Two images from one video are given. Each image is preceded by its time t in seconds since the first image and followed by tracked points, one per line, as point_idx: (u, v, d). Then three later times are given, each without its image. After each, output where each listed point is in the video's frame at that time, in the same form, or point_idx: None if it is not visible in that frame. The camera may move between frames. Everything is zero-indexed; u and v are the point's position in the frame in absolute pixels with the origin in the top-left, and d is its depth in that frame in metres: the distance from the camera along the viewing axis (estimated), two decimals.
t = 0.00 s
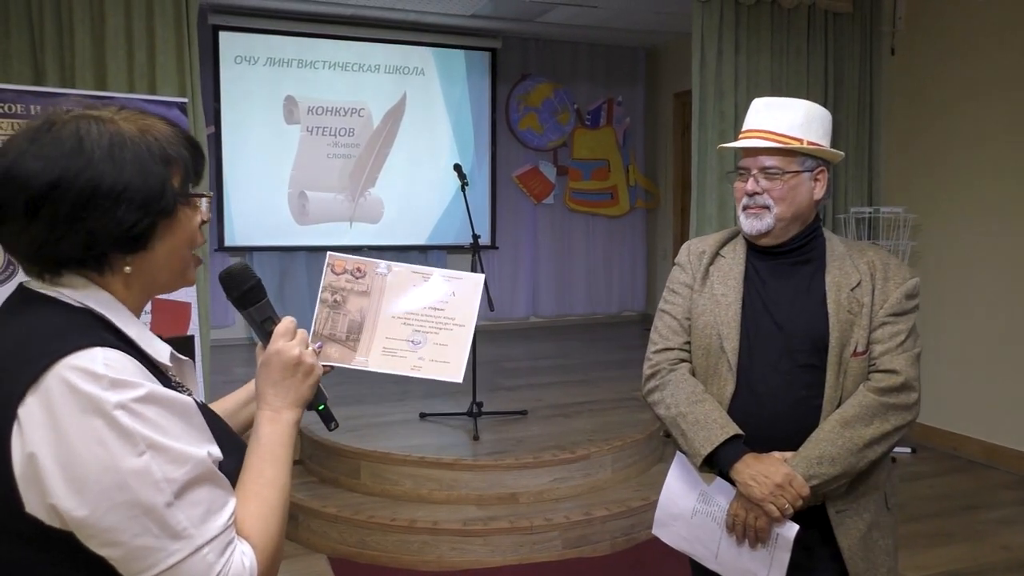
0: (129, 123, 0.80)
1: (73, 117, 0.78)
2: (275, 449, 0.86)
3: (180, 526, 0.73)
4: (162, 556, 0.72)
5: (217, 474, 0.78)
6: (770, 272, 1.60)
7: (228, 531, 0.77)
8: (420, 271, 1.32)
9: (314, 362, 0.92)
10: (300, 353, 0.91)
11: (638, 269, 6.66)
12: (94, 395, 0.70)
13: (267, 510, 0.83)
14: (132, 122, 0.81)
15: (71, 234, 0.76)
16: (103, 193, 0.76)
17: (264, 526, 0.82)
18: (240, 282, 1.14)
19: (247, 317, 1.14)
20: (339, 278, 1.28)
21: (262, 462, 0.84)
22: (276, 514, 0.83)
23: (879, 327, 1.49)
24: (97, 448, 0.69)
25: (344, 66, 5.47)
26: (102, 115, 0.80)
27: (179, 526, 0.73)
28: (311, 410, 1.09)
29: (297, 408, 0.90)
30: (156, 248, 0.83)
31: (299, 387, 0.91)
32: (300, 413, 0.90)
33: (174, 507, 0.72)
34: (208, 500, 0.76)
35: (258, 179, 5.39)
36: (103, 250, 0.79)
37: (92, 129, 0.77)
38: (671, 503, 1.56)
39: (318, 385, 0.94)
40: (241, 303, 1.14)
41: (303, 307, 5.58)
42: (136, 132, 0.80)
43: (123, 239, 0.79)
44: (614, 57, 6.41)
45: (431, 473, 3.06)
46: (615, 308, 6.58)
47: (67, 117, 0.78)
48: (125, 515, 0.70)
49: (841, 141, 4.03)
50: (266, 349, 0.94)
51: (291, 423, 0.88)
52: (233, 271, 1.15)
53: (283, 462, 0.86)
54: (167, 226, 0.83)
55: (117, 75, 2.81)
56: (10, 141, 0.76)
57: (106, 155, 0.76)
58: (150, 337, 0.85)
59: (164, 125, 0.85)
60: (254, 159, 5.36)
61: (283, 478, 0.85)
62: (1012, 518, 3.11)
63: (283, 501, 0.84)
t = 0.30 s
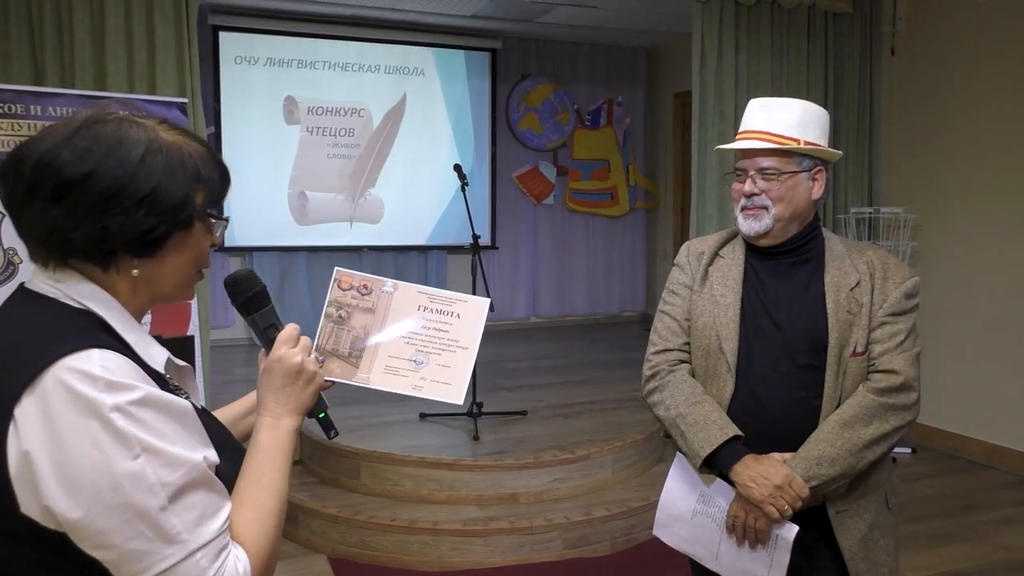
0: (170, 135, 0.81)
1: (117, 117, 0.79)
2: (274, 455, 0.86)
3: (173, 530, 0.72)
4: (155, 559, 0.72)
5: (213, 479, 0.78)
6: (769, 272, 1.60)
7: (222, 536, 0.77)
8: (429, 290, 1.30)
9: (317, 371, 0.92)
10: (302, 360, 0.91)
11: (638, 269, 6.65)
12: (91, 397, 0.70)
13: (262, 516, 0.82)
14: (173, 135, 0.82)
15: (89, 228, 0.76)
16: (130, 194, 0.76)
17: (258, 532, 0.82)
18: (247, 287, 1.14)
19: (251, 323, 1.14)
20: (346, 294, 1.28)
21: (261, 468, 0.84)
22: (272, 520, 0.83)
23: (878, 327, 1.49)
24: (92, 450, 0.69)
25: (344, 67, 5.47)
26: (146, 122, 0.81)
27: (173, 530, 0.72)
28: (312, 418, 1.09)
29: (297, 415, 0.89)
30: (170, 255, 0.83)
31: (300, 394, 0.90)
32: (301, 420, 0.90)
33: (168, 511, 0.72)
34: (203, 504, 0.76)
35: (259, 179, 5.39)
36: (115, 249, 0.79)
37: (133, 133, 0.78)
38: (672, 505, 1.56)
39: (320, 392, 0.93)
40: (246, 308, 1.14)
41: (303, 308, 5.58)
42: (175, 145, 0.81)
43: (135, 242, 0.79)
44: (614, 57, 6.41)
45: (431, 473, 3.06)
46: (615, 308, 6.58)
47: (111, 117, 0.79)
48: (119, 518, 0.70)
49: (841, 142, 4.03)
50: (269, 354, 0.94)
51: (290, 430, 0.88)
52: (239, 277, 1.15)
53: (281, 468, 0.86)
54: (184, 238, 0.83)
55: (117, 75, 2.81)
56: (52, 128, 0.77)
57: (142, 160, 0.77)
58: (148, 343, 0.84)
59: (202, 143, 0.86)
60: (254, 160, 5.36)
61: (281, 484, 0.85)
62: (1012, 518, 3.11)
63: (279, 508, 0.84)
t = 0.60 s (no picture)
0: (134, 124, 0.80)
1: (79, 113, 0.78)
2: (273, 449, 0.86)
3: (173, 527, 0.72)
4: (155, 556, 0.72)
5: (213, 476, 0.78)
6: (772, 273, 1.60)
7: (222, 531, 0.77)
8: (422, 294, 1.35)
9: (313, 363, 0.92)
10: (298, 353, 0.91)
11: (638, 270, 6.65)
12: (89, 396, 0.70)
13: (263, 510, 0.82)
14: (137, 123, 0.80)
15: (67, 230, 0.76)
16: (100, 190, 0.75)
17: (258, 526, 0.81)
18: (240, 281, 1.14)
19: (246, 316, 1.13)
20: (342, 295, 1.30)
21: (260, 462, 0.84)
22: (273, 514, 0.83)
23: (881, 328, 1.49)
24: (91, 448, 0.69)
25: (345, 67, 5.47)
26: (110, 114, 0.80)
27: (173, 526, 0.72)
28: (311, 410, 1.08)
29: (294, 408, 0.89)
30: (154, 247, 0.82)
31: (297, 387, 0.90)
32: (298, 413, 0.90)
33: (168, 508, 0.72)
34: (203, 501, 0.76)
35: (259, 179, 5.39)
36: (97, 248, 0.79)
37: (96, 127, 0.77)
38: (675, 505, 1.56)
39: (317, 385, 0.93)
40: (240, 302, 1.14)
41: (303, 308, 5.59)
42: (140, 133, 0.79)
43: (115, 240, 0.78)
44: (614, 57, 6.40)
45: (432, 473, 3.06)
46: (615, 309, 6.58)
47: (74, 114, 0.78)
48: (118, 516, 0.70)
49: (842, 142, 4.03)
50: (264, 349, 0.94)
51: (288, 424, 0.88)
52: (233, 272, 1.15)
53: (280, 462, 0.86)
54: (163, 229, 0.82)
55: (117, 75, 2.81)
56: (18, 134, 0.76)
57: (107, 154, 0.76)
58: (147, 337, 0.84)
59: (169, 127, 0.85)
60: (255, 160, 5.36)
61: (281, 477, 0.85)
62: (1013, 518, 3.11)
63: (279, 502, 0.84)
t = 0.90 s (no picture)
0: (113, 123, 0.79)
1: (56, 114, 0.78)
2: (266, 449, 0.85)
3: (163, 529, 0.72)
4: (144, 558, 0.71)
5: (204, 478, 0.78)
6: (775, 273, 1.60)
7: (213, 533, 0.76)
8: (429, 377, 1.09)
9: (305, 361, 0.91)
10: (291, 351, 0.90)
11: (638, 270, 6.65)
12: (79, 396, 0.69)
13: (256, 512, 0.82)
14: (115, 121, 0.79)
15: (47, 234, 0.76)
16: (78, 194, 0.75)
17: (251, 528, 0.81)
18: (232, 279, 1.13)
19: (238, 313, 1.11)
20: (342, 366, 1.12)
21: (253, 463, 0.84)
22: (265, 514, 0.82)
23: (884, 329, 1.49)
24: (80, 449, 0.69)
25: (345, 67, 5.47)
26: (87, 114, 0.79)
27: (162, 528, 0.72)
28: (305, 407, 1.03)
29: (288, 406, 0.89)
30: (140, 248, 0.82)
31: (290, 385, 0.89)
32: (293, 411, 0.89)
33: (158, 510, 0.72)
34: (193, 503, 0.75)
35: (259, 180, 5.39)
36: (80, 252, 0.79)
37: (72, 128, 0.76)
38: (675, 506, 1.55)
39: (311, 382, 0.92)
40: (231, 300, 1.13)
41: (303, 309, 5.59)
42: (118, 132, 0.79)
43: (98, 242, 0.78)
44: (614, 57, 6.40)
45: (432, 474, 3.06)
46: (615, 309, 6.58)
47: (50, 116, 0.77)
48: (106, 518, 0.69)
49: (842, 143, 4.03)
50: (257, 347, 0.93)
51: (282, 423, 0.87)
52: (225, 268, 1.14)
53: (274, 463, 0.85)
54: (146, 229, 0.82)
55: (117, 76, 2.81)
56: None
57: (82, 155, 0.75)
58: (142, 336, 0.84)
59: (150, 123, 0.84)
60: (255, 160, 5.36)
61: (274, 478, 0.84)
62: (1013, 519, 3.10)
63: (272, 503, 0.84)
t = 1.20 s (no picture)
0: (129, 129, 0.79)
1: (74, 118, 0.77)
2: (264, 452, 0.85)
3: (167, 528, 0.72)
4: (148, 557, 0.71)
5: (207, 478, 0.78)
6: (778, 272, 1.60)
7: (215, 534, 0.77)
8: (419, 394, 1.17)
9: (303, 366, 0.91)
10: (290, 356, 0.90)
11: (638, 270, 6.65)
12: (88, 396, 0.69)
13: (255, 515, 0.82)
14: (132, 129, 0.79)
15: (52, 236, 0.76)
16: (89, 201, 0.75)
17: (250, 530, 0.81)
18: (231, 285, 1.12)
19: (236, 319, 1.11)
20: (332, 392, 1.18)
21: (251, 466, 0.84)
22: (264, 518, 0.83)
23: (885, 328, 1.49)
24: (87, 447, 0.69)
25: (344, 67, 5.47)
26: (105, 121, 0.78)
27: (167, 528, 0.72)
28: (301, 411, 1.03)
29: (286, 411, 0.88)
30: (146, 258, 0.83)
31: (288, 389, 0.89)
32: (291, 416, 0.89)
33: (163, 509, 0.72)
34: (197, 503, 0.75)
35: (258, 180, 5.39)
36: (83, 256, 0.78)
37: (88, 135, 0.76)
38: (676, 504, 1.56)
39: (309, 387, 0.92)
40: (231, 305, 1.12)
41: (303, 309, 5.59)
42: (133, 140, 0.78)
43: (102, 248, 0.78)
44: (614, 57, 6.40)
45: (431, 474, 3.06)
46: (615, 309, 6.58)
47: (68, 119, 0.77)
48: (112, 517, 0.69)
49: (841, 143, 4.03)
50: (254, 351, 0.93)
51: (280, 428, 0.87)
52: (225, 275, 1.14)
53: (271, 467, 0.85)
54: (152, 238, 0.82)
55: (117, 76, 2.81)
56: (12, 133, 0.76)
57: (98, 165, 0.75)
58: (144, 338, 0.84)
59: (166, 131, 0.84)
60: (254, 160, 5.36)
61: (272, 481, 0.84)
62: (1013, 519, 3.10)
63: (271, 507, 0.84)
